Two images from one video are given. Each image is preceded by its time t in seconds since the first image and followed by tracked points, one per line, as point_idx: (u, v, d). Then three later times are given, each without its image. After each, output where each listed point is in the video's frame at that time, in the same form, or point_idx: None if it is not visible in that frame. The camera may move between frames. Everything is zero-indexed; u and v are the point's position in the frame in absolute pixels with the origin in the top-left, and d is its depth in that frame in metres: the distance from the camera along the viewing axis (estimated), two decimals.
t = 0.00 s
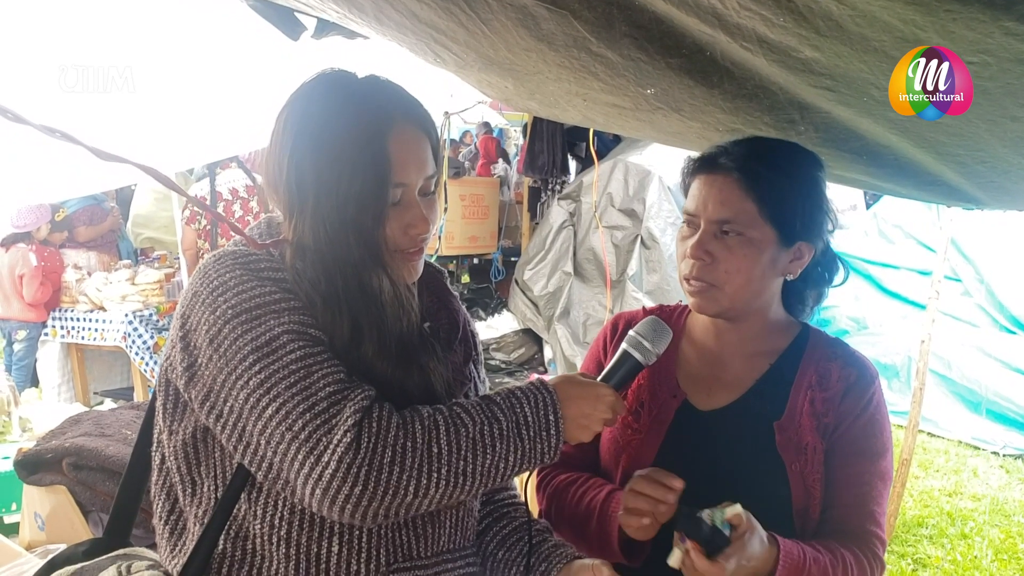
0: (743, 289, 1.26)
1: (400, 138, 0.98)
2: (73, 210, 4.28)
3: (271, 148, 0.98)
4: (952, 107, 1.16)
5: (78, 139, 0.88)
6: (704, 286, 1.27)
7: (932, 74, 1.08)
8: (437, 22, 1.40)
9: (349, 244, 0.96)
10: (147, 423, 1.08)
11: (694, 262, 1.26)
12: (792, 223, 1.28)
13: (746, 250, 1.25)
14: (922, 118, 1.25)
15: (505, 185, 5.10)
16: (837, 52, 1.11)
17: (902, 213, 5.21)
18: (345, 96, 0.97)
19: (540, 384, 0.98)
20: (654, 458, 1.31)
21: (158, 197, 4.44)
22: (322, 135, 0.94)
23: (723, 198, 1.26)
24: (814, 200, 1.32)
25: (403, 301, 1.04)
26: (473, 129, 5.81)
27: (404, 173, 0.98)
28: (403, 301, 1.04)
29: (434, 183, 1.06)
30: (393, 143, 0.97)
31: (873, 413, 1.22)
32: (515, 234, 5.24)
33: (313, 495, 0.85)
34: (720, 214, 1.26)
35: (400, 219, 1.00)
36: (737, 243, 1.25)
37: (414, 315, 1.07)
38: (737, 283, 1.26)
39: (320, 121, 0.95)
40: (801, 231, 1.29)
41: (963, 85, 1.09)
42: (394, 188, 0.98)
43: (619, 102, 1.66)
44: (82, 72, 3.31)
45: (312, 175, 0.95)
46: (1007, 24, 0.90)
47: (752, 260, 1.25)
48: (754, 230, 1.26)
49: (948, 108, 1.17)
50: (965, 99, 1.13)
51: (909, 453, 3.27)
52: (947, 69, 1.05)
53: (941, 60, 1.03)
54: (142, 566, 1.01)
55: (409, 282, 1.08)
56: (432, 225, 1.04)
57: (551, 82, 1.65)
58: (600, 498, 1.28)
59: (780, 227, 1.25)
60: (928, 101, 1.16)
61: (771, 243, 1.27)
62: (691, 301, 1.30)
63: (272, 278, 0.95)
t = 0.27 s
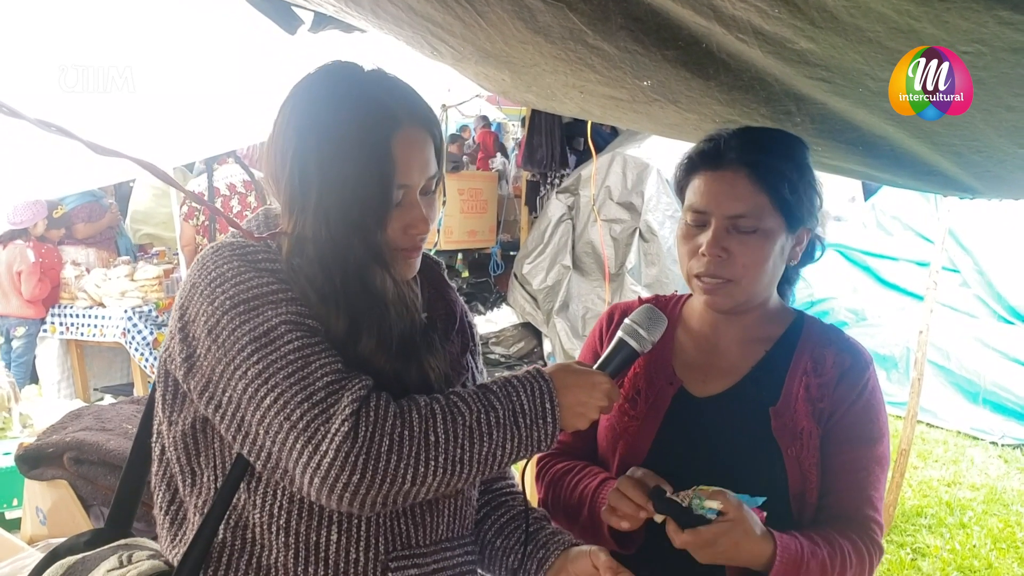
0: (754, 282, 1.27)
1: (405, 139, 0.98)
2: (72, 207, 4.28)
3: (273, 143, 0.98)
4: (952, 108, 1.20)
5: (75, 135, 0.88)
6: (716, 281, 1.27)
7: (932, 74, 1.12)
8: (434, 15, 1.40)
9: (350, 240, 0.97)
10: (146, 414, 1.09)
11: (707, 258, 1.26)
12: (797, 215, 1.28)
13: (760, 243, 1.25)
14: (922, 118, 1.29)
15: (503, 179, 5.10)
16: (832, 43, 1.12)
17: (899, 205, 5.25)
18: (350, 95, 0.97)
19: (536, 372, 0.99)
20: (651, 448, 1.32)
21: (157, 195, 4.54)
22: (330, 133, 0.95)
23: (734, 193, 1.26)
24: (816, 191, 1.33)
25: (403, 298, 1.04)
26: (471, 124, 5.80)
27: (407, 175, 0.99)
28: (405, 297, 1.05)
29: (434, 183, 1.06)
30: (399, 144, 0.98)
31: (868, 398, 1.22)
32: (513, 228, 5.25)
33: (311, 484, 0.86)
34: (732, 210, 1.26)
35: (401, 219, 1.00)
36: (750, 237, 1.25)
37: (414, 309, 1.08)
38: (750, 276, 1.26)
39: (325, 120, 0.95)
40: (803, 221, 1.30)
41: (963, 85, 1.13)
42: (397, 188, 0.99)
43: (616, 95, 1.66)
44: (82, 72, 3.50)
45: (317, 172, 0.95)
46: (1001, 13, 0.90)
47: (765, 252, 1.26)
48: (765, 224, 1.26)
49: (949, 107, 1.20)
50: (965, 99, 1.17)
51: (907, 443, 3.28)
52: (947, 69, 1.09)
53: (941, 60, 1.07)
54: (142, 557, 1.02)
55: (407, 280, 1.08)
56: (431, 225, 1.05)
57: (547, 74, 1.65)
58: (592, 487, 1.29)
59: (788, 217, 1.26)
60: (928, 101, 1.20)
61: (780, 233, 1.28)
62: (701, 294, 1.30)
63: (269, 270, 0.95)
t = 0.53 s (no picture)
0: (746, 277, 1.28)
1: (400, 136, 0.99)
2: (71, 208, 4.29)
3: (271, 142, 0.99)
4: (953, 107, 1.23)
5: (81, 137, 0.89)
6: (711, 279, 1.28)
7: (932, 74, 1.15)
8: (431, 14, 1.41)
9: (349, 237, 0.98)
10: (151, 412, 1.10)
11: (701, 255, 1.27)
12: (789, 210, 1.29)
13: (752, 240, 1.26)
14: (922, 118, 1.31)
15: (502, 177, 5.11)
16: (826, 39, 1.12)
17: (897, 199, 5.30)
18: (346, 94, 0.97)
19: (535, 367, 1.00)
20: (649, 442, 1.33)
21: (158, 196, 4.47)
22: (325, 132, 0.96)
23: (726, 190, 1.27)
24: (807, 185, 1.33)
25: (403, 295, 1.05)
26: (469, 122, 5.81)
27: (403, 172, 0.99)
28: (403, 294, 1.06)
29: (432, 179, 1.06)
30: (393, 142, 0.98)
31: (861, 389, 1.23)
32: (513, 226, 5.26)
33: (313, 479, 0.87)
34: (725, 207, 1.27)
35: (398, 216, 1.01)
36: (744, 235, 1.26)
37: (413, 306, 1.08)
38: (743, 273, 1.27)
39: (322, 119, 0.96)
40: (796, 215, 1.32)
41: (963, 85, 1.15)
42: (393, 184, 0.99)
43: (613, 92, 1.67)
44: (82, 72, 3.50)
45: (314, 171, 0.96)
46: (992, 9, 0.91)
47: (758, 248, 1.27)
48: (758, 220, 1.27)
49: (949, 107, 1.23)
50: (965, 99, 1.19)
51: (906, 436, 3.29)
52: (947, 69, 1.11)
53: (941, 60, 1.09)
54: (147, 552, 1.03)
55: (407, 275, 1.08)
56: (429, 221, 1.05)
57: (544, 72, 1.66)
58: (589, 480, 1.30)
59: (780, 212, 1.27)
60: (928, 101, 1.22)
61: (771, 229, 1.29)
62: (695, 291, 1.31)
63: (270, 268, 0.96)
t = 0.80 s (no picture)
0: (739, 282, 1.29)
1: (395, 143, 1.00)
2: (67, 217, 4.26)
3: (268, 153, 1.00)
4: (952, 108, 1.23)
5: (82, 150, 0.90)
6: (702, 285, 1.29)
7: (933, 73, 1.14)
8: (425, 23, 1.43)
9: (346, 245, 0.98)
10: (152, 420, 1.11)
11: (695, 263, 1.28)
12: (780, 215, 1.30)
13: (744, 246, 1.28)
14: (922, 118, 1.31)
15: (498, 182, 5.13)
16: (815, 44, 1.14)
17: (892, 201, 5.40)
18: (341, 103, 0.98)
19: (531, 373, 1.01)
20: (645, 445, 1.34)
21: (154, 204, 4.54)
22: (321, 142, 0.97)
23: (719, 198, 1.28)
24: (796, 190, 1.35)
25: (400, 302, 1.06)
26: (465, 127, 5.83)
27: (399, 179, 1.00)
28: (400, 300, 1.06)
29: (427, 185, 1.07)
30: (388, 149, 0.99)
31: (853, 391, 1.24)
32: (509, 230, 5.27)
33: (312, 486, 0.88)
34: (717, 215, 1.28)
35: (395, 223, 1.02)
36: (736, 242, 1.28)
37: (410, 312, 1.09)
38: (735, 280, 1.29)
39: (318, 128, 0.97)
40: (787, 221, 1.33)
41: (963, 85, 1.15)
42: (389, 192, 1.00)
43: (605, 98, 1.69)
44: (83, 73, 3.47)
45: (312, 181, 0.97)
46: (977, 13, 0.93)
47: (750, 255, 1.29)
48: (750, 227, 1.28)
49: (949, 107, 1.23)
50: (965, 99, 1.19)
51: (903, 436, 3.31)
52: (947, 68, 1.11)
53: (941, 59, 1.09)
54: (149, 560, 1.04)
55: (404, 281, 1.09)
56: (426, 227, 1.07)
57: (538, 79, 1.67)
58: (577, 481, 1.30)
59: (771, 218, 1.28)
60: (928, 101, 1.22)
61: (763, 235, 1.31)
62: (687, 298, 1.33)
63: (269, 277, 0.97)
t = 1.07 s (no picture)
0: (731, 288, 1.31)
1: (392, 152, 1.01)
2: (65, 223, 4.30)
3: (266, 161, 1.01)
4: (952, 107, 1.22)
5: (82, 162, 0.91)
6: (693, 289, 1.30)
7: (933, 74, 1.13)
8: (421, 31, 1.44)
9: (344, 252, 0.99)
10: (151, 426, 1.12)
11: (685, 267, 1.29)
12: (772, 222, 1.32)
13: (736, 252, 1.29)
14: (922, 117, 1.30)
15: (496, 186, 5.14)
16: (807, 51, 1.16)
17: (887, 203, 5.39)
18: (339, 114, 1.00)
19: (527, 380, 1.02)
20: (641, 449, 1.35)
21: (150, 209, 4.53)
22: (319, 151, 0.98)
23: (711, 204, 1.29)
24: (787, 198, 1.36)
25: (397, 309, 1.07)
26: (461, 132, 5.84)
27: (396, 187, 1.01)
28: (397, 307, 1.07)
29: (424, 194, 1.08)
30: (385, 158, 1.00)
31: (845, 396, 1.25)
32: (506, 234, 5.28)
33: (310, 492, 0.89)
34: (709, 220, 1.29)
35: (391, 230, 1.03)
36: (727, 247, 1.29)
37: (406, 319, 1.10)
38: (727, 284, 1.30)
39: (315, 137, 0.98)
40: (779, 228, 1.35)
41: (963, 85, 1.14)
42: (386, 200, 1.01)
43: (601, 104, 1.70)
44: (83, 72, 3.33)
45: (308, 189, 0.98)
46: (965, 22, 0.94)
47: (742, 260, 1.30)
48: (741, 232, 1.29)
49: (949, 107, 1.22)
50: (965, 98, 1.18)
51: (899, 439, 3.32)
52: (947, 68, 1.09)
53: (941, 60, 1.07)
54: (148, 565, 1.04)
55: (402, 288, 1.10)
56: (422, 234, 1.08)
57: (533, 86, 1.69)
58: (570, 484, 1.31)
59: (762, 224, 1.29)
60: (928, 100, 1.21)
61: (754, 241, 1.32)
62: (680, 303, 1.34)
63: (267, 285, 0.98)
